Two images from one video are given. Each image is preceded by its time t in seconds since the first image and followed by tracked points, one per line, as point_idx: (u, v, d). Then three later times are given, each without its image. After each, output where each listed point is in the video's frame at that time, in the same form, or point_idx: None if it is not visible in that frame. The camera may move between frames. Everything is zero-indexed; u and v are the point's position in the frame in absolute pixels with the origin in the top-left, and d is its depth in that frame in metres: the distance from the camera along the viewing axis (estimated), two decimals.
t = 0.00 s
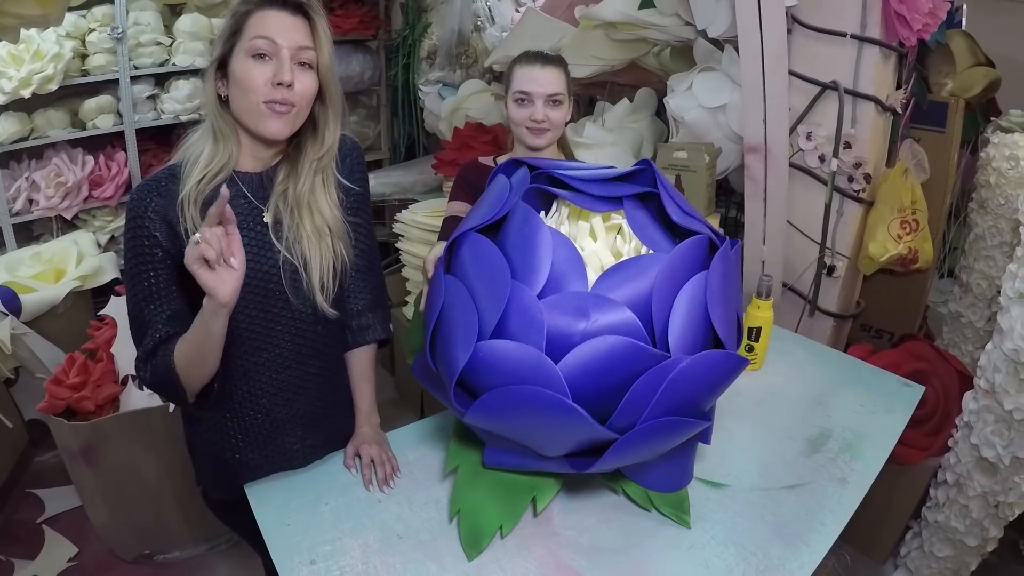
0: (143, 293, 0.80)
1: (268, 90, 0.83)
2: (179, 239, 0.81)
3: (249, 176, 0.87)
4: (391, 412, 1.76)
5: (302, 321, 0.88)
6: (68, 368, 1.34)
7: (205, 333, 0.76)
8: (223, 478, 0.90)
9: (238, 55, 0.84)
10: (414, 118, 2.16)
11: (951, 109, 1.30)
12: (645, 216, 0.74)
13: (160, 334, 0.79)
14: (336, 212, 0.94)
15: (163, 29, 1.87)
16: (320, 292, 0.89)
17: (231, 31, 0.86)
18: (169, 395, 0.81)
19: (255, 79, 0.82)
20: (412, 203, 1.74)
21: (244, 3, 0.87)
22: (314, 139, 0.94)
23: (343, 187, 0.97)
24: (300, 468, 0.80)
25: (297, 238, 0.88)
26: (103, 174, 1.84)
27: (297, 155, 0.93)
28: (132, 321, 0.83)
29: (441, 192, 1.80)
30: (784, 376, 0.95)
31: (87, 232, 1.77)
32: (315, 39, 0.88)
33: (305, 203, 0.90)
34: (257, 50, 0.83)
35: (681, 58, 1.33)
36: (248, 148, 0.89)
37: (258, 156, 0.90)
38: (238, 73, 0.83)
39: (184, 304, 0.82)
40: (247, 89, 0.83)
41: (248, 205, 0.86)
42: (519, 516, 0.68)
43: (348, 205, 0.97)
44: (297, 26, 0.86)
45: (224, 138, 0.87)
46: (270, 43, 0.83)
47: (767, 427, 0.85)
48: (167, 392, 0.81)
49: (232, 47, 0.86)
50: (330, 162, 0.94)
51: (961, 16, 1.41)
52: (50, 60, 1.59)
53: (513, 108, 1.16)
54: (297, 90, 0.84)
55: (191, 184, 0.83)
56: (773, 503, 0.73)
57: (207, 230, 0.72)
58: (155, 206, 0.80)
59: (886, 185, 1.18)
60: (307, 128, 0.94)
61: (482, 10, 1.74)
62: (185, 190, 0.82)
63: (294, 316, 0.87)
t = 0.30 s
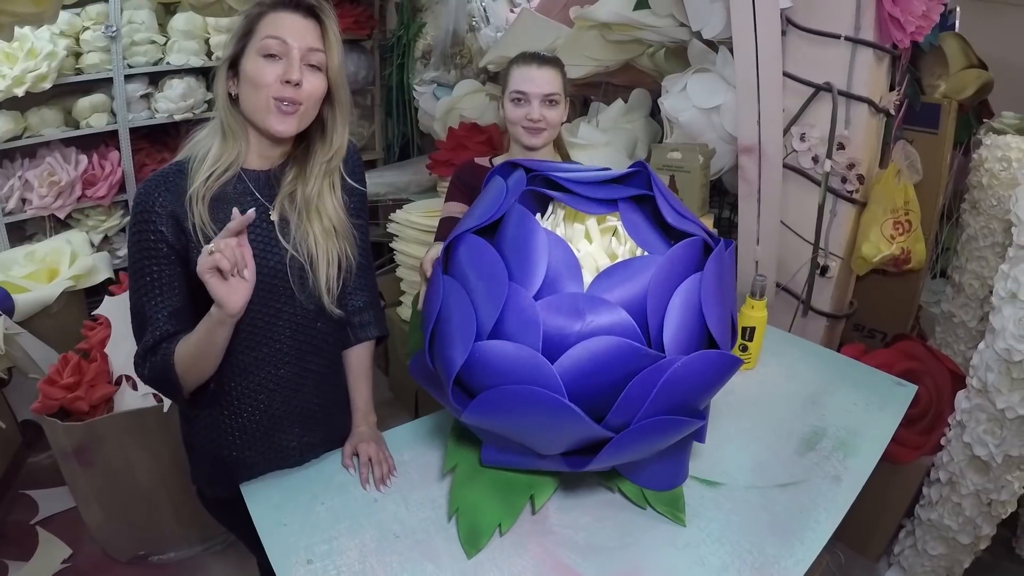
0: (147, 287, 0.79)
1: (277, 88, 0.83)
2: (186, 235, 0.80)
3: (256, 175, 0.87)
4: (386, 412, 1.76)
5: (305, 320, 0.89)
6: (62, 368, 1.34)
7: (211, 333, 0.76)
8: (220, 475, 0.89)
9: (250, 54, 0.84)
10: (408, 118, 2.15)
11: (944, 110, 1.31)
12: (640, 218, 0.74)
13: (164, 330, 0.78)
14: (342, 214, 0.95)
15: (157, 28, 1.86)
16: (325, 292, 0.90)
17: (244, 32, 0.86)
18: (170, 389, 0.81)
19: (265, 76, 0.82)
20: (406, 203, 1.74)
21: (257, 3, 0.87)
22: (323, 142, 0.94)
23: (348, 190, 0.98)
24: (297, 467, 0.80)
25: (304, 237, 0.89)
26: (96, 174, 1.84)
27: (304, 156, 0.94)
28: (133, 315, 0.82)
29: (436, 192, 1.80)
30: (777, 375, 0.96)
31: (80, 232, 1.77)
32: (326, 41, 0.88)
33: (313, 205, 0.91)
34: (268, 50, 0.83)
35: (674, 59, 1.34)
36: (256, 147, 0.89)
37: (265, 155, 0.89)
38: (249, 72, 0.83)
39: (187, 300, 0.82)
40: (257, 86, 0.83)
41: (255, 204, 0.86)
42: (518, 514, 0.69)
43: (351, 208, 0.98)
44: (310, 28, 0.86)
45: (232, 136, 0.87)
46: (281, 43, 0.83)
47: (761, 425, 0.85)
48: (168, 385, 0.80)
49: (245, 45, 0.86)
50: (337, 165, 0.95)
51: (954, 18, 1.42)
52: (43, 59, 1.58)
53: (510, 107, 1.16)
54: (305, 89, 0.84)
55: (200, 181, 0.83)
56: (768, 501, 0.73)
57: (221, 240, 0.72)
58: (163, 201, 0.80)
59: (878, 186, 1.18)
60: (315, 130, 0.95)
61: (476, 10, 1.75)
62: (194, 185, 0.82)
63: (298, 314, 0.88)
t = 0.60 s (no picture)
0: (148, 291, 0.79)
1: (275, 90, 0.83)
2: (185, 238, 0.80)
3: (255, 175, 0.87)
4: (381, 413, 1.76)
5: (305, 320, 0.89)
6: (56, 371, 1.33)
7: (222, 354, 0.76)
8: (218, 475, 0.89)
9: (248, 54, 0.84)
10: (401, 119, 2.15)
11: (937, 109, 1.32)
12: (651, 206, 0.76)
13: (166, 335, 0.78)
14: (342, 214, 0.95)
15: (149, 28, 1.85)
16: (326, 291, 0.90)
17: (243, 31, 0.86)
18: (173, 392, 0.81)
19: (263, 78, 0.82)
20: (400, 203, 1.73)
21: (256, 2, 0.87)
22: (322, 143, 0.94)
23: (349, 191, 0.98)
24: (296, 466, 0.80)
25: (305, 239, 0.89)
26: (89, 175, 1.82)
27: (304, 157, 0.94)
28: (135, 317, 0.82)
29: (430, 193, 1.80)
30: (773, 373, 0.96)
31: (74, 234, 1.75)
32: (325, 42, 0.88)
33: (314, 206, 0.91)
34: (267, 51, 0.83)
35: (669, 59, 1.33)
36: (254, 147, 0.88)
37: (263, 155, 0.89)
38: (247, 73, 0.83)
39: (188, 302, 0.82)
40: (254, 88, 0.82)
41: (254, 205, 0.86)
42: (508, 524, 0.67)
43: (352, 207, 0.98)
44: (309, 30, 0.86)
45: (230, 138, 0.87)
46: (280, 44, 0.83)
47: (758, 423, 0.86)
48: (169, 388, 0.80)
49: (243, 45, 0.86)
50: (338, 165, 0.95)
51: (946, 18, 1.43)
52: (35, 60, 1.58)
53: (505, 105, 1.16)
54: (305, 90, 0.84)
55: (199, 183, 0.82)
56: (765, 498, 0.74)
57: (248, 281, 0.71)
58: (162, 204, 0.80)
59: (871, 185, 1.19)
60: (315, 131, 0.95)
61: (470, 10, 1.75)
62: (193, 188, 0.82)
63: (299, 315, 0.88)
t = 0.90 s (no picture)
0: (146, 296, 0.79)
1: (270, 87, 0.82)
2: (183, 242, 0.80)
3: (251, 176, 0.87)
4: (377, 413, 1.75)
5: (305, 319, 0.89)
6: (51, 373, 1.33)
7: (234, 364, 0.77)
8: (218, 476, 0.89)
9: (241, 53, 0.83)
10: (395, 119, 2.14)
11: (930, 107, 1.33)
12: (667, 219, 0.76)
13: (165, 341, 0.78)
14: (340, 210, 0.95)
15: (143, 28, 1.85)
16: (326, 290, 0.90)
17: (235, 29, 0.86)
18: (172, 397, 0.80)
19: (257, 76, 0.82)
20: (395, 203, 1.73)
21: None
22: (317, 139, 0.94)
23: (347, 186, 0.98)
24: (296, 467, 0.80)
25: (304, 239, 0.89)
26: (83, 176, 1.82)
27: (300, 155, 0.93)
28: (133, 323, 0.82)
29: (425, 192, 1.80)
30: (769, 370, 0.97)
31: (67, 235, 1.74)
32: (319, 39, 0.88)
33: (312, 203, 0.91)
34: (260, 49, 0.83)
35: (663, 58, 1.34)
36: (249, 147, 0.88)
37: (259, 155, 0.89)
38: (241, 72, 0.83)
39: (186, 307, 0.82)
40: (249, 87, 0.82)
41: (251, 206, 0.85)
42: (487, 520, 0.68)
43: (350, 204, 0.98)
44: (301, 26, 0.86)
45: (225, 138, 0.87)
46: (273, 42, 0.83)
47: (755, 420, 0.86)
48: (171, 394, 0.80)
49: (236, 44, 0.85)
50: (333, 161, 0.94)
51: (939, 17, 1.43)
52: (28, 60, 1.57)
53: (504, 104, 1.16)
54: (301, 87, 0.84)
55: (195, 186, 0.82)
56: (764, 494, 0.74)
57: (278, 311, 0.70)
58: (158, 208, 0.80)
59: (866, 182, 1.20)
60: (309, 129, 0.94)
61: (464, 10, 1.77)
62: (189, 192, 0.82)
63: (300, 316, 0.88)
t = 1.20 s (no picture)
0: (140, 294, 0.79)
1: (259, 83, 0.82)
2: (177, 239, 0.80)
3: (247, 172, 0.87)
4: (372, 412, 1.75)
5: (304, 312, 0.89)
6: (45, 374, 1.32)
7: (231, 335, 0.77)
8: (216, 477, 0.89)
9: (226, 49, 0.83)
10: (389, 118, 2.13)
11: (924, 107, 1.34)
12: (680, 227, 0.77)
13: (156, 337, 0.77)
14: (336, 203, 0.95)
15: (136, 26, 1.84)
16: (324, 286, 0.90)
17: (219, 24, 0.85)
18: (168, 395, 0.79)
19: (245, 73, 0.81)
20: (390, 202, 1.73)
21: None
22: (308, 130, 0.94)
23: (343, 177, 0.98)
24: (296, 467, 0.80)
25: (299, 233, 0.88)
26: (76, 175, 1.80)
27: (293, 148, 0.93)
28: (129, 323, 0.81)
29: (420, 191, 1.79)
30: (766, 368, 0.97)
31: (60, 234, 1.74)
32: (304, 29, 0.88)
33: (307, 196, 0.91)
34: (244, 43, 0.82)
35: (658, 57, 1.34)
36: (242, 143, 0.88)
37: (252, 151, 0.89)
38: (228, 68, 0.82)
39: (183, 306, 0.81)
40: (238, 84, 0.81)
41: (246, 202, 0.85)
42: (470, 510, 0.68)
43: (346, 194, 0.98)
44: (285, 16, 0.85)
45: (215, 134, 0.86)
46: (257, 35, 0.82)
47: (754, 418, 0.86)
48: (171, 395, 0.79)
49: (220, 38, 0.85)
50: (326, 152, 0.94)
51: (934, 17, 1.44)
52: (21, 58, 1.56)
53: (503, 103, 1.16)
54: (287, 81, 0.83)
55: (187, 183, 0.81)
56: (763, 491, 0.74)
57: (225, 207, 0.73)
58: (151, 206, 0.79)
59: (860, 182, 1.20)
60: (301, 119, 0.94)
61: (458, 8, 1.74)
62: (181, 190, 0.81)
63: (298, 309, 0.88)
